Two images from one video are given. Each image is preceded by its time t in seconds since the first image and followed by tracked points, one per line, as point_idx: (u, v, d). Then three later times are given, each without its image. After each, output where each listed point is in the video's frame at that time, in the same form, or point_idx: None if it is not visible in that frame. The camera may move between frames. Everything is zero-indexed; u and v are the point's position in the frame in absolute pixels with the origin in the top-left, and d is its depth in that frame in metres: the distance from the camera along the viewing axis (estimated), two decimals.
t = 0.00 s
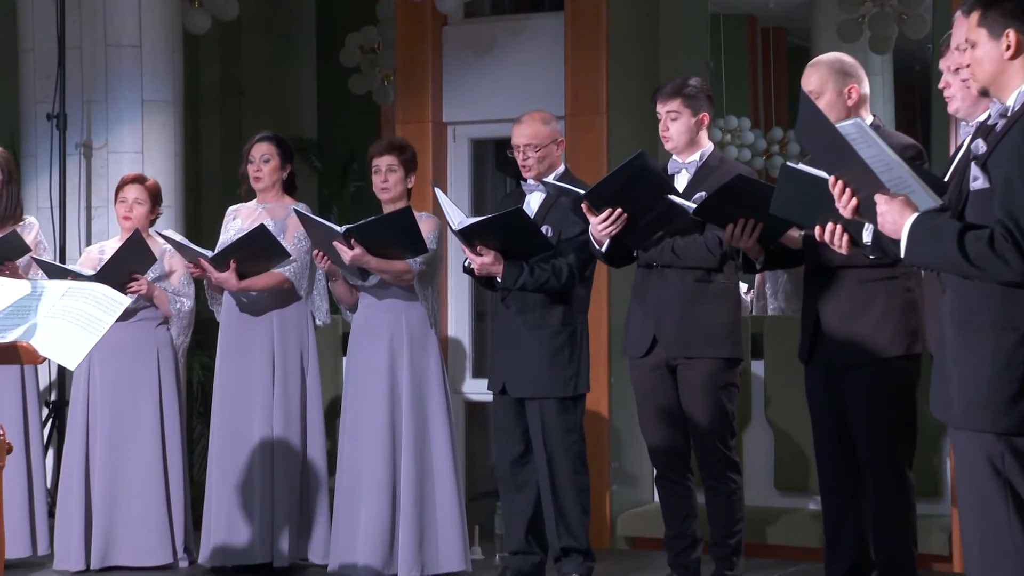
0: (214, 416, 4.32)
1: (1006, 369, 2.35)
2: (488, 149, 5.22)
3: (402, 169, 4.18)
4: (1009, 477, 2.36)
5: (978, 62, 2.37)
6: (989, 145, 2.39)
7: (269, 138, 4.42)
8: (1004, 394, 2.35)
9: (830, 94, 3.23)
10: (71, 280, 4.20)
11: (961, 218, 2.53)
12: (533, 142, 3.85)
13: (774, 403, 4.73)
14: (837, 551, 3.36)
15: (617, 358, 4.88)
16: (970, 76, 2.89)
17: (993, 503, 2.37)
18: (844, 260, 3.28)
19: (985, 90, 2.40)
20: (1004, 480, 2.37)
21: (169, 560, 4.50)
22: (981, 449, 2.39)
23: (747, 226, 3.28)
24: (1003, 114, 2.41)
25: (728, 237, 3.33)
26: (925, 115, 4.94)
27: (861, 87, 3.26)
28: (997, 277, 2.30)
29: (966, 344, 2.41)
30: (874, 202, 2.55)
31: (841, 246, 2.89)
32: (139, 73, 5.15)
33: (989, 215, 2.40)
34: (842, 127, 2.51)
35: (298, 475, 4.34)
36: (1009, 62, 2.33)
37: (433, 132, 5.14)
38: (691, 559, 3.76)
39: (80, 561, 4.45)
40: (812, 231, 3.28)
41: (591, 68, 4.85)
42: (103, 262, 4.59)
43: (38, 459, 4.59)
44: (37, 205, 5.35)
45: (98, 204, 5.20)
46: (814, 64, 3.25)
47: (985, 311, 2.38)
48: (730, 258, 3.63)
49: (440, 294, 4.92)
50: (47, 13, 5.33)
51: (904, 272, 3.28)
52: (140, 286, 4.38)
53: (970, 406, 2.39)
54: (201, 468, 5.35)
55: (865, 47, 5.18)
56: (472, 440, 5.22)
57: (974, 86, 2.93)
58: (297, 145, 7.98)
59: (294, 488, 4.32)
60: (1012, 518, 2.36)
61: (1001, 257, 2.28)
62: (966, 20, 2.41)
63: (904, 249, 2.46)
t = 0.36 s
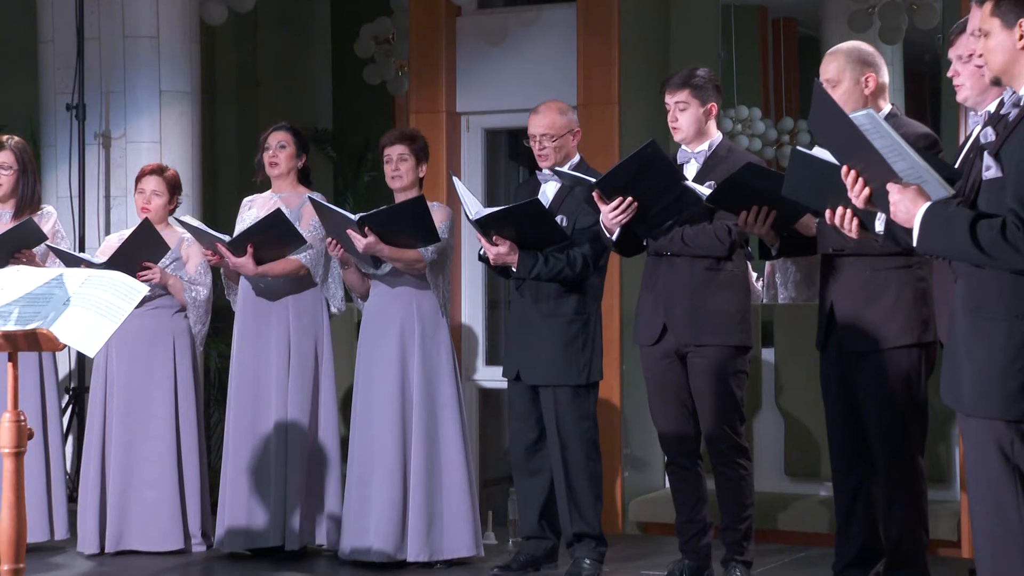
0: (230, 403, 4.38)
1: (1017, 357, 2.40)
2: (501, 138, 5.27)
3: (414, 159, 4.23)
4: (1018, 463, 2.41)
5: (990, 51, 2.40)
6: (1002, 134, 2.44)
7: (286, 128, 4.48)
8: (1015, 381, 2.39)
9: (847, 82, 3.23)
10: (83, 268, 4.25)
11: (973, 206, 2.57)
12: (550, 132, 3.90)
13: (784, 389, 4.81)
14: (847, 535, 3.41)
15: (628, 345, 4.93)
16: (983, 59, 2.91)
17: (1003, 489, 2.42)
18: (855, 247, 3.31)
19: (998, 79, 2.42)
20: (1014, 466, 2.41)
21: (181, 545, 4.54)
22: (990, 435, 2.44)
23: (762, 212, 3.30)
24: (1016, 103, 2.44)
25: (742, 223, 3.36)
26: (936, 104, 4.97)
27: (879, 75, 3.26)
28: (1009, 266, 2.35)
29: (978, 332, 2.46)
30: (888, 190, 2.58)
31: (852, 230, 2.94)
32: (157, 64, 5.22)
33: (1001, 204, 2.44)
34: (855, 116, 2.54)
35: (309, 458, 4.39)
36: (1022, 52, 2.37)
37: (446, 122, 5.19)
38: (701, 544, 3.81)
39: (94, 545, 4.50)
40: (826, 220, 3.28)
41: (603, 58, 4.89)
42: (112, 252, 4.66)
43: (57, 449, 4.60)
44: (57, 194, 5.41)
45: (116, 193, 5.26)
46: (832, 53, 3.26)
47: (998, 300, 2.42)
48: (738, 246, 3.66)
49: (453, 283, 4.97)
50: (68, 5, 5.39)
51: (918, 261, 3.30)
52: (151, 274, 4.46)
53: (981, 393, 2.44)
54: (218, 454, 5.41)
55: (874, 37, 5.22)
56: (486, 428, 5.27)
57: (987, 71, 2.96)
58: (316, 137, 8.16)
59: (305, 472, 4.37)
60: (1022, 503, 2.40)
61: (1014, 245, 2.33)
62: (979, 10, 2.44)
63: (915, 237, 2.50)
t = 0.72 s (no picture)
0: (245, 397, 4.46)
1: None
2: (513, 137, 5.32)
3: (426, 156, 4.28)
4: None
5: (999, 50, 2.45)
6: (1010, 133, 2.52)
7: (297, 126, 4.52)
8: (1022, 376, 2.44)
9: (865, 79, 3.21)
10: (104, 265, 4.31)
11: (981, 203, 2.61)
12: (564, 130, 3.95)
13: (794, 384, 4.86)
14: (855, 530, 3.44)
15: (639, 341, 5.00)
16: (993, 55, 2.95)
17: (1009, 482, 2.47)
18: (867, 245, 3.37)
19: (1006, 78, 2.47)
20: (1021, 459, 2.46)
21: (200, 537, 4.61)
22: (997, 429, 2.49)
23: (775, 218, 3.30)
24: None
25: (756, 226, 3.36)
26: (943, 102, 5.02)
27: (898, 73, 3.23)
28: (1017, 262, 2.40)
29: (985, 328, 2.51)
30: (897, 187, 2.63)
31: (861, 225, 2.98)
32: (174, 63, 5.29)
33: (1008, 202, 2.49)
34: (864, 114, 2.60)
35: (327, 453, 4.46)
36: None
37: (459, 121, 5.26)
38: (711, 537, 3.87)
39: (116, 536, 4.60)
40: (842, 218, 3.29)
41: (614, 57, 4.95)
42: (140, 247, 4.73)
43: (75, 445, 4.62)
44: (76, 193, 5.48)
45: (134, 191, 5.32)
46: (851, 48, 3.24)
47: (1005, 296, 2.47)
48: (747, 243, 3.71)
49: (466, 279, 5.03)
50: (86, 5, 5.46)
51: (928, 259, 3.34)
52: (173, 270, 4.52)
53: (988, 387, 2.49)
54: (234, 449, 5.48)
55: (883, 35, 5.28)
56: (498, 422, 5.33)
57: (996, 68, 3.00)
58: (329, 133, 8.41)
59: (321, 466, 4.43)
60: None
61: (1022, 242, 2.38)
62: (989, 10, 2.49)
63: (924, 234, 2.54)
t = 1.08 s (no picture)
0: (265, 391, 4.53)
1: None
2: (529, 136, 5.38)
3: (445, 156, 4.34)
4: None
5: (1012, 49, 2.50)
6: None
7: (313, 127, 4.56)
8: None
9: (882, 76, 3.26)
10: (129, 261, 4.36)
11: (995, 201, 2.65)
12: (581, 128, 4.01)
13: (808, 380, 4.90)
14: (869, 526, 3.47)
15: (653, 338, 5.04)
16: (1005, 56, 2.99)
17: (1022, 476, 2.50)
18: (882, 240, 3.40)
19: (1019, 76, 2.51)
20: None
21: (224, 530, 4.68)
22: (1010, 424, 2.53)
23: (791, 211, 3.40)
24: None
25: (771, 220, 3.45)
26: (956, 101, 5.06)
27: (913, 72, 3.27)
28: None
29: (998, 324, 2.55)
30: (909, 187, 2.68)
31: (875, 226, 3.03)
32: (195, 63, 5.35)
33: (1021, 200, 2.53)
34: (876, 114, 2.66)
35: (350, 451, 4.52)
36: None
37: (476, 121, 5.32)
38: (725, 532, 3.92)
39: (143, 530, 4.65)
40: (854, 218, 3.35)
41: (629, 58, 5.00)
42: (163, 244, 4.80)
43: (96, 440, 4.69)
44: (99, 191, 5.55)
45: (156, 190, 5.39)
46: (868, 47, 3.28)
47: (1018, 293, 2.51)
48: (763, 241, 3.76)
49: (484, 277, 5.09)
50: (109, 7, 5.54)
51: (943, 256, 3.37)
52: (196, 266, 4.55)
53: (1000, 383, 2.53)
54: (253, 445, 5.55)
55: (895, 35, 5.33)
56: (514, 419, 5.39)
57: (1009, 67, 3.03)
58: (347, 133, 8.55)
59: (347, 464, 4.50)
60: None
61: None
62: (1002, 9, 2.54)
63: (937, 233, 2.57)
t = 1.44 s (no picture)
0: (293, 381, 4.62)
1: None
2: (549, 132, 5.44)
3: (470, 152, 4.40)
4: None
5: None
6: None
7: (334, 123, 4.61)
8: None
9: (896, 74, 3.29)
10: (153, 254, 4.43)
11: (1011, 195, 2.70)
12: (601, 123, 4.06)
13: (826, 373, 4.94)
14: (885, 518, 3.52)
15: (671, 331, 5.10)
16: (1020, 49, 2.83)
17: None
18: (899, 233, 3.43)
19: None
20: None
21: (245, 520, 4.75)
22: None
23: (809, 200, 3.45)
24: None
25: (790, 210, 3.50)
26: (973, 95, 5.09)
27: (928, 67, 3.30)
28: None
29: (1014, 317, 2.58)
30: (926, 181, 2.71)
31: (892, 220, 3.08)
32: (219, 59, 5.43)
33: None
34: (892, 108, 2.72)
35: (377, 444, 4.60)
36: None
37: (496, 116, 5.38)
38: (743, 522, 3.98)
39: (166, 520, 4.72)
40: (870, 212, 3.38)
41: (647, 55, 5.04)
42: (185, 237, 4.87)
43: (124, 431, 4.77)
44: (125, 186, 5.63)
45: (181, 184, 5.47)
46: (882, 44, 3.31)
47: None
48: (782, 235, 3.81)
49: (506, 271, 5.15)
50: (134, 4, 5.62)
51: (961, 249, 3.38)
52: (217, 259, 4.64)
53: (1016, 375, 2.56)
54: (277, 436, 5.62)
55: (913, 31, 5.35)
56: (534, 410, 5.45)
57: None
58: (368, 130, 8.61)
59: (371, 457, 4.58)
60: None
61: None
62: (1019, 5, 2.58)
63: (954, 226, 2.60)
